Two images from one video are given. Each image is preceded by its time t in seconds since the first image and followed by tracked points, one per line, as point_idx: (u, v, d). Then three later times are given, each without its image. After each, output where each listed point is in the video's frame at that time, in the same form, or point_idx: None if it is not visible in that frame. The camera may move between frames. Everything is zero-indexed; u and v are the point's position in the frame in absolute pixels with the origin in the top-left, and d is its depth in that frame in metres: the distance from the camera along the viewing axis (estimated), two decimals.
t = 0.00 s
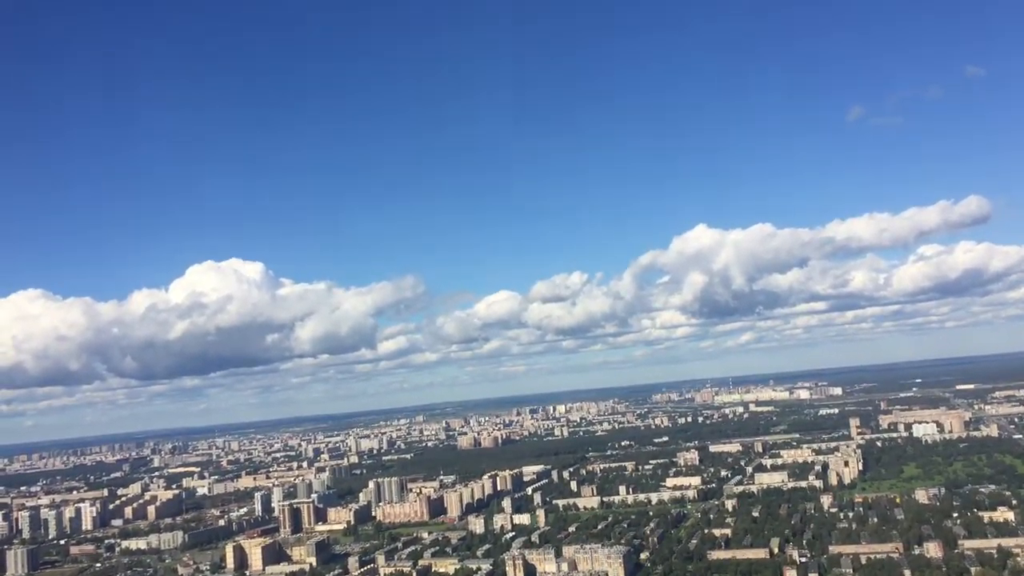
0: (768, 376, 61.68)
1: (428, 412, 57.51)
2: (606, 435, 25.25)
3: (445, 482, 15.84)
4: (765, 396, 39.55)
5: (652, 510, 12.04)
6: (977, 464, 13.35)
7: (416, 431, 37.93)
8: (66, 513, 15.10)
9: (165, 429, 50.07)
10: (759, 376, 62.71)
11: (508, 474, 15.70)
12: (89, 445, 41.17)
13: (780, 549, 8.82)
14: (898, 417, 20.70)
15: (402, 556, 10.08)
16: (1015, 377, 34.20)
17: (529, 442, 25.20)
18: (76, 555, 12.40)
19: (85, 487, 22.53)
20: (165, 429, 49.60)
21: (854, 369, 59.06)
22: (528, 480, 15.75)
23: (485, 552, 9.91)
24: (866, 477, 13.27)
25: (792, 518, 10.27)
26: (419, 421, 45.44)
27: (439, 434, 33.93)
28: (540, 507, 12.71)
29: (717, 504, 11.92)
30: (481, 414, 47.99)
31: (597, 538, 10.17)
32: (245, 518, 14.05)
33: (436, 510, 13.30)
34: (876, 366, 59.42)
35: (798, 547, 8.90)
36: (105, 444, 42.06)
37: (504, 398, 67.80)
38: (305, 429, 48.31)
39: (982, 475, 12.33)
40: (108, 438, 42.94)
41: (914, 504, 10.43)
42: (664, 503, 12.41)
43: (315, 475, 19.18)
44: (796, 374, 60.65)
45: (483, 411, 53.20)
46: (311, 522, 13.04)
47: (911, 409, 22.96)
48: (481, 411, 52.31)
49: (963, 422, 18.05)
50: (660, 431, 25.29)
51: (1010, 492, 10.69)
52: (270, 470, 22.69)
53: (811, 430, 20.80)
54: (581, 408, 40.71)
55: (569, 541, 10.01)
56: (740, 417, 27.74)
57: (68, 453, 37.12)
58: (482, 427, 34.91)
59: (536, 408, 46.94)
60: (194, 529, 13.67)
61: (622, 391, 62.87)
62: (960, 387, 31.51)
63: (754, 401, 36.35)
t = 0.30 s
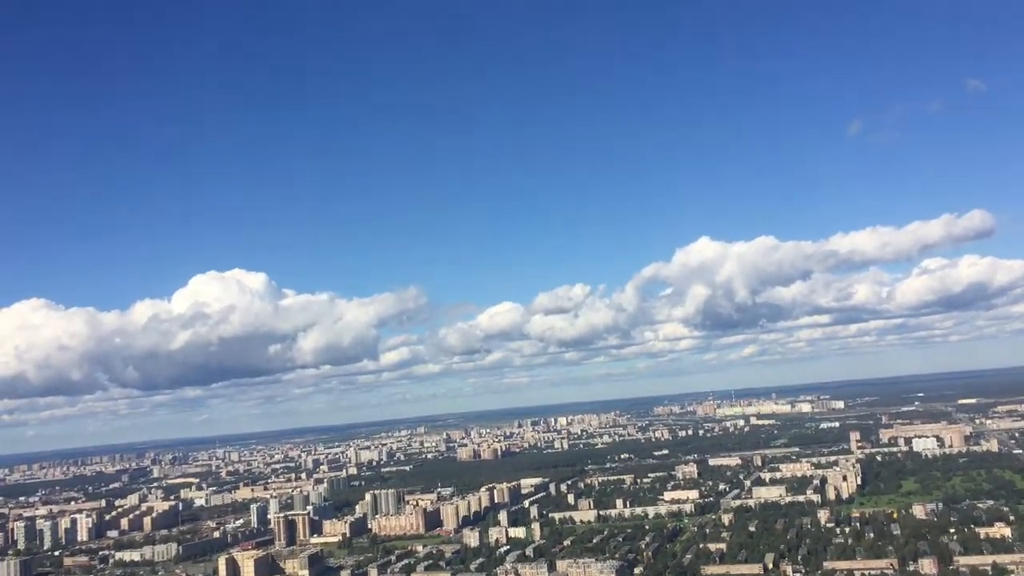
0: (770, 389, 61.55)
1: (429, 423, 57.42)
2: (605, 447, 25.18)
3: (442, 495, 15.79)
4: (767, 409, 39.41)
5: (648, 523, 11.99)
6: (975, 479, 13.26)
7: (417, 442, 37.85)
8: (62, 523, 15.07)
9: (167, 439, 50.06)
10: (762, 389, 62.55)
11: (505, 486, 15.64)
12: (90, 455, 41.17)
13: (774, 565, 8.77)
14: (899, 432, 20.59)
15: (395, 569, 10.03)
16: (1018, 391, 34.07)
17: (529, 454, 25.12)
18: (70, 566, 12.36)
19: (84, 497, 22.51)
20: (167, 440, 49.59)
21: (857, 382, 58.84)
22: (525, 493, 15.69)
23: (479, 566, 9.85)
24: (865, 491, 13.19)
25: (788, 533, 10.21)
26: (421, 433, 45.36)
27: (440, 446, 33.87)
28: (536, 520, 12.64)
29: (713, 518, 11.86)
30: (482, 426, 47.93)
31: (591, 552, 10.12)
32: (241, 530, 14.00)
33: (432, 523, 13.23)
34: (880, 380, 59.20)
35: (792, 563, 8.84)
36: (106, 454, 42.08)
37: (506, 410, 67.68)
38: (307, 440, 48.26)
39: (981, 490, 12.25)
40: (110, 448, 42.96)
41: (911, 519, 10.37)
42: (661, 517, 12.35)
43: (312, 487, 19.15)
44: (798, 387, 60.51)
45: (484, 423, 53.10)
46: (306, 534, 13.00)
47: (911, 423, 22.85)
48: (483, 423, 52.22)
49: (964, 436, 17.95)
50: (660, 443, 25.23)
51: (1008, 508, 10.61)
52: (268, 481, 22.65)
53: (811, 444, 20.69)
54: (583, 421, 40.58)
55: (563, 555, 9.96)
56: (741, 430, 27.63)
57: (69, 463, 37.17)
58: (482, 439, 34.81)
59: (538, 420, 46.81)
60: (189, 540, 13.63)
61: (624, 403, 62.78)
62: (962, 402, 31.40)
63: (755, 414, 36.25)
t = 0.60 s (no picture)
0: (759, 395, 61.66)
1: (417, 426, 57.34)
2: (592, 452, 25.17)
3: (427, 498, 15.75)
4: (754, 415, 39.44)
5: (631, 529, 11.98)
6: (959, 487, 13.30)
7: (404, 445, 37.79)
8: (43, 524, 14.98)
9: (155, 439, 49.88)
10: (750, 395, 62.67)
11: (490, 490, 15.61)
12: (76, 456, 40.98)
13: (754, 572, 8.77)
14: (884, 438, 20.66)
15: (376, 573, 9.99)
16: (1004, 400, 34.21)
17: (515, 458, 25.09)
18: (49, 567, 12.28)
19: (67, 498, 22.40)
20: (154, 441, 49.38)
21: (846, 389, 58.95)
22: (509, 497, 15.66)
23: (460, 569, 9.83)
24: (848, 498, 13.21)
25: (769, 540, 10.21)
26: (409, 436, 45.29)
27: (427, 449, 33.81)
28: (520, 524, 12.62)
29: (696, 524, 11.86)
30: (470, 430, 47.87)
31: (573, 557, 10.10)
32: (223, 532, 13.94)
33: (416, 527, 13.20)
34: (869, 386, 59.34)
35: (772, 569, 8.84)
36: (93, 454, 41.87)
37: (495, 414, 67.62)
38: (295, 442, 48.13)
39: (963, 498, 12.26)
40: (96, 448, 42.76)
41: (892, 527, 10.37)
42: (644, 522, 12.34)
43: (297, 489, 19.09)
44: (787, 394, 60.64)
45: (473, 426, 53.04)
46: (288, 537, 12.95)
47: (897, 430, 22.92)
48: (471, 427, 52.14)
49: (948, 444, 17.99)
50: (647, 448, 25.24)
51: (990, 516, 10.63)
52: (253, 483, 22.57)
53: (797, 450, 20.74)
54: (571, 425, 40.55)
55: (544, 560, 9.93)
56: (728, 436, 27.64)
57: (54, 463, 36.97)
58: (470, 443, 34.77)
59: (526, 424, 46.80)
60: (171, 542, 13.57)
61: (613, 408, 62.82)
62: (948, 409, 31.52)
63: (743, 420, 36.31)
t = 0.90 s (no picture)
0: (744, 388, 61.90)
1: (403, 416, 57.32)
2: (575, 443, 25.23)
3: (407, 489, 15.74)
4: (738, 407, 39.60)
5: (610, 520, 12.01)
6: (936, 480, 13.38)
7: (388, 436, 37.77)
8: (21, 512, 14.90)
9: (139, 428, 49.73)
10: (735, 387, 62.92)
11: (471, 481, 15.63)
12: (59, 444, 40.80)
13: (728, 563, 8.81)
14: (865, 431, 20.77)
15: (353, 563, 10.00)
16: (985, 394, 34.44)
17: (498, 449, 25.11)
18: (26, 555, 12.23)
19: (47, 486, 22.29)
20: (138, 430, 49.19)
21: (831, 382, 59.24)
22: (490, 488, 15.68)
23: (437, 560, 9.85)
24: (826, 491, 13.27)
25: (745, 531, 10.27)
26: (394, 426, 45.27)
27: (411, 439, 33.83)
28: (499, 515, 12.64)
29: (674, 515, 11.91)
30: (455, 420, 47.90)
31: (550, 548, 10.13)
32: (202, 521, 13.91)
33: (395, 517, 13.21)
34: (853, 379, 59.66)
35: (747, 561, 8.88)
36: (76, 442, 41.69)
37: (481, 404, 67.71)
38: (279, 432, 48.03)
39: (940, 491, 12.35)
40: (79, 436, 42.57)
41: (868, 519, 10.43)
42: (623, 514, 12.38)
43: (278, 479, 19.06)
44: (771, 387, 60.90)
45: (458, 416, 53.04)
46: (267, 526, 12.94)
47: (878, 424, 23.05)
48: (457, 417, 52.20)
49: (927, 438, 18.10)
50: (629, 440, 25.31)
51: (965, 510, 10.70)
52: (235, 473, 22.51)
53: (778, 443, 20.83)
54: (556, 416, 40.63)
55: (522, 551, 9.95)
56: (711, 428, 27.74)
57: (36, 451, 36.79)
58: (454, 433, 34.79)
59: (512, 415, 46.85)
60: (149, 531, 13.53)
61: (599, 399, 62.97)
62: (930, 403, 31.72)
63: (727, 412, 36.46)
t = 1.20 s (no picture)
0: (728, 376, 62.16)
1: (387, 402, 57.28)
2: (557, 430, 25.26)
3: (387, 475, 15.72)
4: (721, 395, 39.77)
5: (588, 507, 12.03)
6: (913, 469, 13.46)
7: (372, 422, 37.73)
8: None
9: (121, 413, 49.48)
10: (719, 376, 63.19)
11: (451, 467, 15.62)
12: (40, 428, 40.52)
13: (703, 551, 8.82)
14: (844, 420, 20.88)
15: (328, 550, 9.98)
16: (964, 383, 34.68)
17: (480, 436, 25.13)
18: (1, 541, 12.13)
19: (26, 471, 22.13)
20: (121, 416, 48.95)
21: (815, 371, 59.54)
22: (470, 475, 15.68)
23: (413, 547, 9.83)
24: (804, 479, 13.34)
25: (721, 519, 10.29)
26: (378, 412, 45.24)
27: (394, 425, 33.81)
28: (477, 502, 12.64)
29: (652, 503, 11.93)
30: (439, 406, 47.89)
31: (527, 535, 10.12)
32: (180, 507, 13.84)
33: (373, 503, 13.18)
34: (836, 368, 59.98)
35: (721, 548, 8.91)
36: (57, 427, 41.44)
37: (465, 391, 67.72)
38: (263, 417, 47.92)
39: (916, 480, 12.41)
40: (60, 421, 42.32)
41: (843, 508, 10.48)
42: (601, 501, 12.40)
43: (258, 464, 18.99)
44: (755, 375, 61.18)
45: (442, 403, 53.07)
46: (245, 512, 12.90)
47: (858, 412, 23.19)
48: (441, 404, 52.17)
49: (905, 427, 18.22)
50: (611, 427, 25.37)
51: (940, 498, 10.76)
52: (215, 458, 22.42)
53: (758, 431, 20.91)
54: (539, 403, 40.68)
55: (498, 538, 9.95)
56: (693, 416, 27.83)
57: (16, 435, 36.53)
58: (437, 420, 34.80)
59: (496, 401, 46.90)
60: (126, 516, 13.45)
61: (583, 387, 63.14)
62: (910, 392, 31.91)
63: (710, 400, 36.60)
